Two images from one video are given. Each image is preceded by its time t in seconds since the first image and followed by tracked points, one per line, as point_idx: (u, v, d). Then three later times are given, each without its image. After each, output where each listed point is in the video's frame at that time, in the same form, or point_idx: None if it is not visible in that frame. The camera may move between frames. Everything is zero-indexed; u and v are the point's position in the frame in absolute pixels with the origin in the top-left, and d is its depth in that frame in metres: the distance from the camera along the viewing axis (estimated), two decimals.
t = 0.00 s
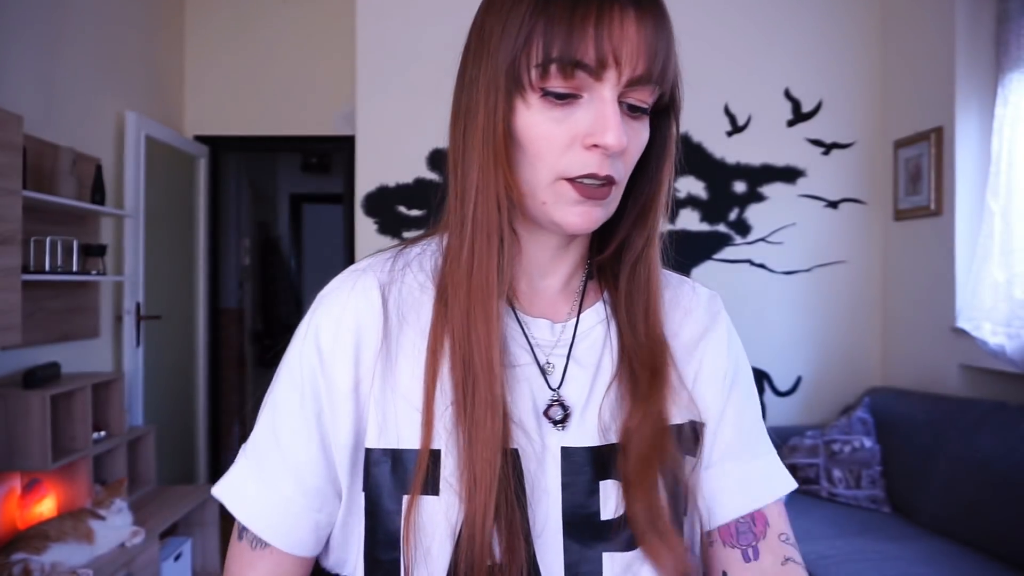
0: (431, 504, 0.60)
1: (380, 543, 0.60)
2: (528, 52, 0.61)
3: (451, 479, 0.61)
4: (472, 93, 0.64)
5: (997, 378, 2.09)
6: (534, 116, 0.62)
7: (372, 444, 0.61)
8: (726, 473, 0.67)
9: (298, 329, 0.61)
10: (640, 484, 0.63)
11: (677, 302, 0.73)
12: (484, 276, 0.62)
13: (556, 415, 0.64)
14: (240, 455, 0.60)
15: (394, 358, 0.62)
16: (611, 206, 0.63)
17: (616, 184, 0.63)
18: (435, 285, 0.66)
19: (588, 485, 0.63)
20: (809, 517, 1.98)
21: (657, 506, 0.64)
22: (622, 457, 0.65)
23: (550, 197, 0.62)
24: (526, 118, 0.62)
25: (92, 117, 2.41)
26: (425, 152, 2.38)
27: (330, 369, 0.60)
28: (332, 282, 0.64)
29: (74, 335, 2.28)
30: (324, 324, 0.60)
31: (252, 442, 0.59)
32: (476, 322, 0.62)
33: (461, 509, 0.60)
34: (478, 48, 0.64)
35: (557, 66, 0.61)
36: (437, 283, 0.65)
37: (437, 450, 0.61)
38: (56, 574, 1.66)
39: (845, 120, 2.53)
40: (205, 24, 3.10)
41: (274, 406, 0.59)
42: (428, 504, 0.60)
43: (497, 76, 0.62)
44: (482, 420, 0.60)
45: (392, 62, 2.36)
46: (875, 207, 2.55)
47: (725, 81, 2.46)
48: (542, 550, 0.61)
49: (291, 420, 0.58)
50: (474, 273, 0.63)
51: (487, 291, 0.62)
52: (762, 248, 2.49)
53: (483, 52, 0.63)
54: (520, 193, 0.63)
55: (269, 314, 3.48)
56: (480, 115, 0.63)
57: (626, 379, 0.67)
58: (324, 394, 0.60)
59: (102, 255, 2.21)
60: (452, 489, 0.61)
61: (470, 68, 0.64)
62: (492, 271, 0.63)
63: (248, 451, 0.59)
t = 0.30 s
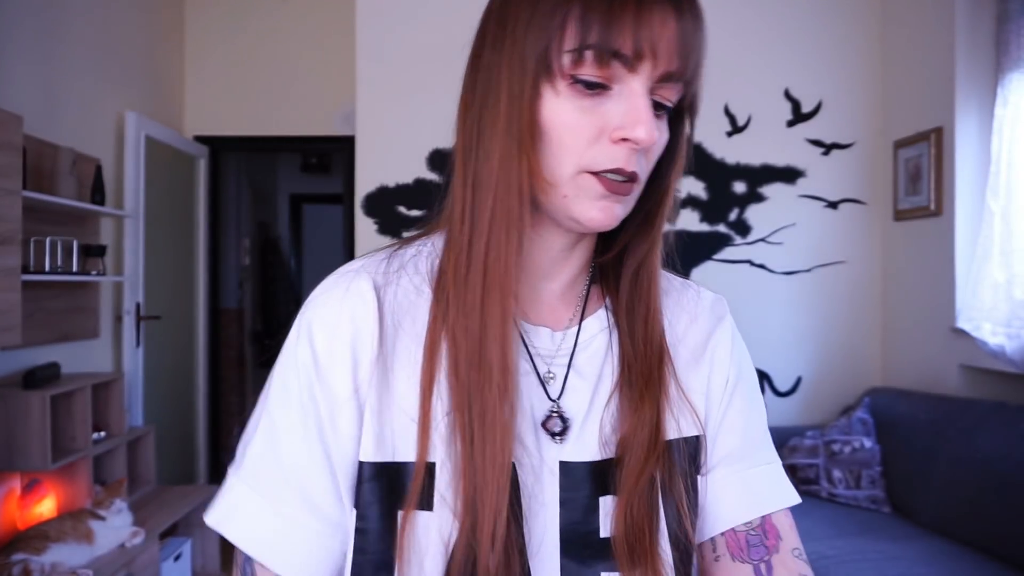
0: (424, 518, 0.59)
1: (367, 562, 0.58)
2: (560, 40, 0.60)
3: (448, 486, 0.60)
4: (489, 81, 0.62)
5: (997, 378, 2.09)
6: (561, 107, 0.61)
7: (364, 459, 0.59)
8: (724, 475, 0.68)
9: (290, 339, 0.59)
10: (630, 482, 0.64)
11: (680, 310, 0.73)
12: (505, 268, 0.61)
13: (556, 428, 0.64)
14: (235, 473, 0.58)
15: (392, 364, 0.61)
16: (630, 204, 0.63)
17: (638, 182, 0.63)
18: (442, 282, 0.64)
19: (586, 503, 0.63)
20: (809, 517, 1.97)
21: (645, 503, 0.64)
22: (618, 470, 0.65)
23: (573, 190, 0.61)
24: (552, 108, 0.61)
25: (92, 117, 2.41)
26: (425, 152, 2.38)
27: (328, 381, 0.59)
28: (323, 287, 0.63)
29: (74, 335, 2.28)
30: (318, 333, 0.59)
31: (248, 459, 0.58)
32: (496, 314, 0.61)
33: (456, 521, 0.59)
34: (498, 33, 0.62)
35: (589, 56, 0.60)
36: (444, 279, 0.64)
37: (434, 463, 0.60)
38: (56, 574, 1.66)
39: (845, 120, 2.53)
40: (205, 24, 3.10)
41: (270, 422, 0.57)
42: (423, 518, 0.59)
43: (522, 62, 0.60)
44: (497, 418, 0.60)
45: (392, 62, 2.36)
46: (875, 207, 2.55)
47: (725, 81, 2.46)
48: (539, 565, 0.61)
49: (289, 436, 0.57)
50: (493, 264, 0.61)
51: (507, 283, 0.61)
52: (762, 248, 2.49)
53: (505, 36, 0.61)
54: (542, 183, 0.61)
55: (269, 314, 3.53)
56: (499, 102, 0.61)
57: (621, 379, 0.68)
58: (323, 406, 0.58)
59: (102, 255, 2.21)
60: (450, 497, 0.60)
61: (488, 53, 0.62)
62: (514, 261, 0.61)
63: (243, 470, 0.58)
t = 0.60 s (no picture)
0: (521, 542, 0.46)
1: None
2: (721, 16, 0.43)
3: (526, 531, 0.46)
4: (598, 24, 0.42)
5: (999, 378, 2.08)
6: (687, 91, 0.42)
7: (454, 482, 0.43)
8: (708, 447, 0.75)
9: (352, 341, 0.39)
10: (657, 491, 0.59)
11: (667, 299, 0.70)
12: (599, 289, 0.42)
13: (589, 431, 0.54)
14: (287, 530, 0.38)
15: (466, 387, 0.44)
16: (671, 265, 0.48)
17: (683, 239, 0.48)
18: (499, 295, 0.44)
19: (611, 501, 0.56)
20: (810, 517, 1.97)
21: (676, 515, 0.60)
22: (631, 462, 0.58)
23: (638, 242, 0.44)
24: (672, 84, 0.42)
25: (91, 117, 2.41)
26: (425, 152, 2.38)
27: (413, 394, 0.40)
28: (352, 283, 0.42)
29: (75, 334, 2.29)
30: (386, 334, 0.40)
31: (315, 509, 0.37)
32: (571, 355, 0.43)
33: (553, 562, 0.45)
34: None
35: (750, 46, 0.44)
36: (502, 285, 0.44)
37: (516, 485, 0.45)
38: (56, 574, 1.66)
39: (846, 120, 2.53)
40: (206, 24, 3.10)
41: (352, 449, 0.37)
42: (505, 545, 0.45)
43: (655, 21, 0.42)
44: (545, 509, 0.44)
45: (392, 62, 2.36)
46: (875, 206, 2.55)
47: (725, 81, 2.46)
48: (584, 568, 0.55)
49: (386, 466, 0.38)
50: (567, 269, 0.41)
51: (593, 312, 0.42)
52: (762, 248, 2.50)
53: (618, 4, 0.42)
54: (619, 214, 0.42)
55: (268, 314, 3.77)
56: (633, 50, 0.41)
57: (632, 400, 0.60)
58: (413, 433, 0.39)
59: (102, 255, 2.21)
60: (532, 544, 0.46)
61: None
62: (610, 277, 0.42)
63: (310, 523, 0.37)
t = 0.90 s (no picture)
0: (560, 528, 0.47)
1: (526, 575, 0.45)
2: (753, 49, 0.49)
3: (580, 500, 0.49)
4: (647, 51, 0.47)
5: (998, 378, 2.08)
6: (719, 120, 0.48)
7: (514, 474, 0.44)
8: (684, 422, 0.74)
9: (422, 333, 0.40)
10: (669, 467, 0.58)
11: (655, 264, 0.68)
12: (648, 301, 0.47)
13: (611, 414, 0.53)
14: (358, 518, 0.38)
15: (525, 379, 0.46)
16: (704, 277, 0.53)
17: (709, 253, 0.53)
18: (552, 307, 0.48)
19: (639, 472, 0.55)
20: (810, 517, 1.97)
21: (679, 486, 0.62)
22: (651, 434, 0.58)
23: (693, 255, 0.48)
24: (707, 112, 0.47)
25: (91, 117, 2.40)
26: (426, 152, 2.38)
27: (477, 384, 0.41)
28: (406, 280, 0.43)
29: (75, 334, 2.29)
30: (452, 331, 0.41)
31: (382, 496, 0.38)
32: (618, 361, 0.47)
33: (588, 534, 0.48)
34: (659, 11, 0.48)
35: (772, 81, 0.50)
36: (555, 281, 0.48)
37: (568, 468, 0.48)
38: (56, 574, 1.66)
39: (845, 120, 2.53)
40: (206, 24, 3.10)
41: (422, 441, 0.38)
42: (558, 529, 0.47)
43: (697, 50, 0.47)
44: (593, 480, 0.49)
45: (393, 62, 2.36)
46: (875, 206, 2.55)
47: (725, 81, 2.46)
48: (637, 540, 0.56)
49: (453, 457, 0.39)
50: (621, 270, 0.46)
51: (640, 313, 0.47)
52: (762, 248, 2.50)
53: (665, 34, 0.47)
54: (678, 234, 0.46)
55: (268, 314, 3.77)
56: (675, 82, 0.46)
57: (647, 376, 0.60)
58: (478, 427, 0.41)
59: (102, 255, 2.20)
60: (587, 512, 0.50)
61: (642, 23, 0.48)
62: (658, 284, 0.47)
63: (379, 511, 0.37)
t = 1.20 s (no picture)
0: (504, 502, 0.48)
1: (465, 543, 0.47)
2: (753, 81, 0.50)
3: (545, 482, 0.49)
4: (651, 81, 0.48)
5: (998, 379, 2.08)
6: (717, 148, 0.49)
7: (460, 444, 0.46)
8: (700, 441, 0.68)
9: (388, 314, 0.45)
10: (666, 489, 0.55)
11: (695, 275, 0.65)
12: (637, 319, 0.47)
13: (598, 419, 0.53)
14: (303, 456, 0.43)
15: (499, 376, 0.49)
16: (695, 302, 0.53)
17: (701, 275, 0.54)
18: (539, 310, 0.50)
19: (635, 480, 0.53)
20: (809, 518, 1.97)
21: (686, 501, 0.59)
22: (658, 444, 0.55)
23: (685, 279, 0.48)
24: (706, 141, 0.48)
25: (91, 117, 2.40)
26: (426, 152, 2.37)
27: (426, 361, 0.45)
28: (403, 268, 0.49)
29: (75, 335, 2.29)
30: (416, 313, 0.46)
31: (323, 443, 0.42)
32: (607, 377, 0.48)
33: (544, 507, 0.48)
34: (666, 43, 0.49)
35: (768, 108, 0.51)
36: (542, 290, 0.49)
37: (524, 451, 0.48)
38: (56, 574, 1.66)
39: (845, 120, 2.54)
40: (205, 24, 3.10)
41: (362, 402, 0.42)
42: (501, 502, 0.47)
43: (699, 82, 0.48)
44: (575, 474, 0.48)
45: (392, 62, 2.36)
46: (874, 207, 2.55)
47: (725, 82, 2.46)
48: (629, 546, 0.55)
49: (385, 420, 0.43)
50: (609, 288, 0.47)
51: (629, 331, 0.47)
52: (762, 248, 2.50)
53: (672, 63, 0.48)
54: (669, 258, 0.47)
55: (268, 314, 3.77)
56: (676, 110, 0.47)
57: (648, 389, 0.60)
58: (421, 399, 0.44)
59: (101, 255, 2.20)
60: (544, 499, 0.49)
61: (647, 54, 0.48)
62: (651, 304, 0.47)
63: (314, 452, 0.42)
